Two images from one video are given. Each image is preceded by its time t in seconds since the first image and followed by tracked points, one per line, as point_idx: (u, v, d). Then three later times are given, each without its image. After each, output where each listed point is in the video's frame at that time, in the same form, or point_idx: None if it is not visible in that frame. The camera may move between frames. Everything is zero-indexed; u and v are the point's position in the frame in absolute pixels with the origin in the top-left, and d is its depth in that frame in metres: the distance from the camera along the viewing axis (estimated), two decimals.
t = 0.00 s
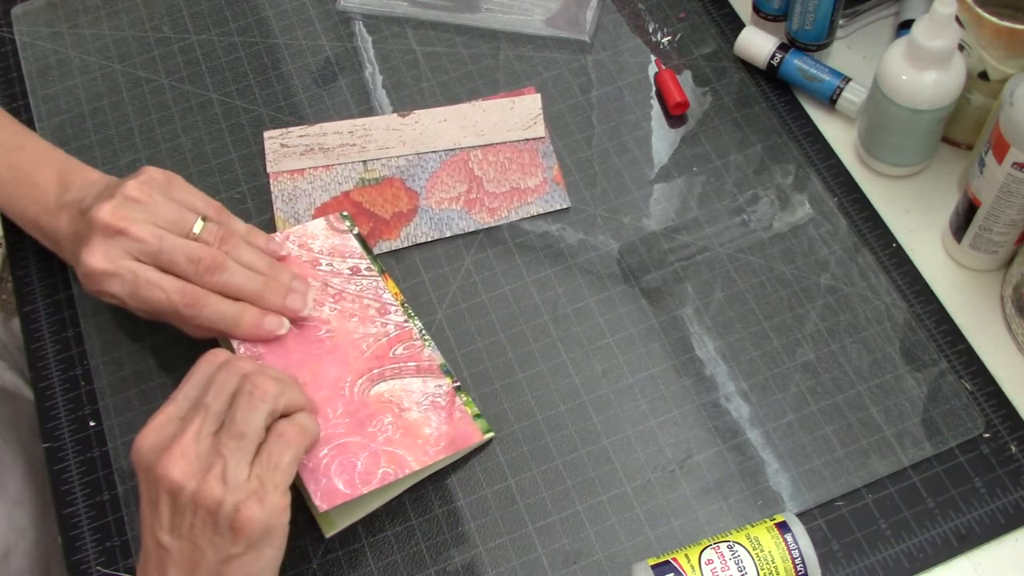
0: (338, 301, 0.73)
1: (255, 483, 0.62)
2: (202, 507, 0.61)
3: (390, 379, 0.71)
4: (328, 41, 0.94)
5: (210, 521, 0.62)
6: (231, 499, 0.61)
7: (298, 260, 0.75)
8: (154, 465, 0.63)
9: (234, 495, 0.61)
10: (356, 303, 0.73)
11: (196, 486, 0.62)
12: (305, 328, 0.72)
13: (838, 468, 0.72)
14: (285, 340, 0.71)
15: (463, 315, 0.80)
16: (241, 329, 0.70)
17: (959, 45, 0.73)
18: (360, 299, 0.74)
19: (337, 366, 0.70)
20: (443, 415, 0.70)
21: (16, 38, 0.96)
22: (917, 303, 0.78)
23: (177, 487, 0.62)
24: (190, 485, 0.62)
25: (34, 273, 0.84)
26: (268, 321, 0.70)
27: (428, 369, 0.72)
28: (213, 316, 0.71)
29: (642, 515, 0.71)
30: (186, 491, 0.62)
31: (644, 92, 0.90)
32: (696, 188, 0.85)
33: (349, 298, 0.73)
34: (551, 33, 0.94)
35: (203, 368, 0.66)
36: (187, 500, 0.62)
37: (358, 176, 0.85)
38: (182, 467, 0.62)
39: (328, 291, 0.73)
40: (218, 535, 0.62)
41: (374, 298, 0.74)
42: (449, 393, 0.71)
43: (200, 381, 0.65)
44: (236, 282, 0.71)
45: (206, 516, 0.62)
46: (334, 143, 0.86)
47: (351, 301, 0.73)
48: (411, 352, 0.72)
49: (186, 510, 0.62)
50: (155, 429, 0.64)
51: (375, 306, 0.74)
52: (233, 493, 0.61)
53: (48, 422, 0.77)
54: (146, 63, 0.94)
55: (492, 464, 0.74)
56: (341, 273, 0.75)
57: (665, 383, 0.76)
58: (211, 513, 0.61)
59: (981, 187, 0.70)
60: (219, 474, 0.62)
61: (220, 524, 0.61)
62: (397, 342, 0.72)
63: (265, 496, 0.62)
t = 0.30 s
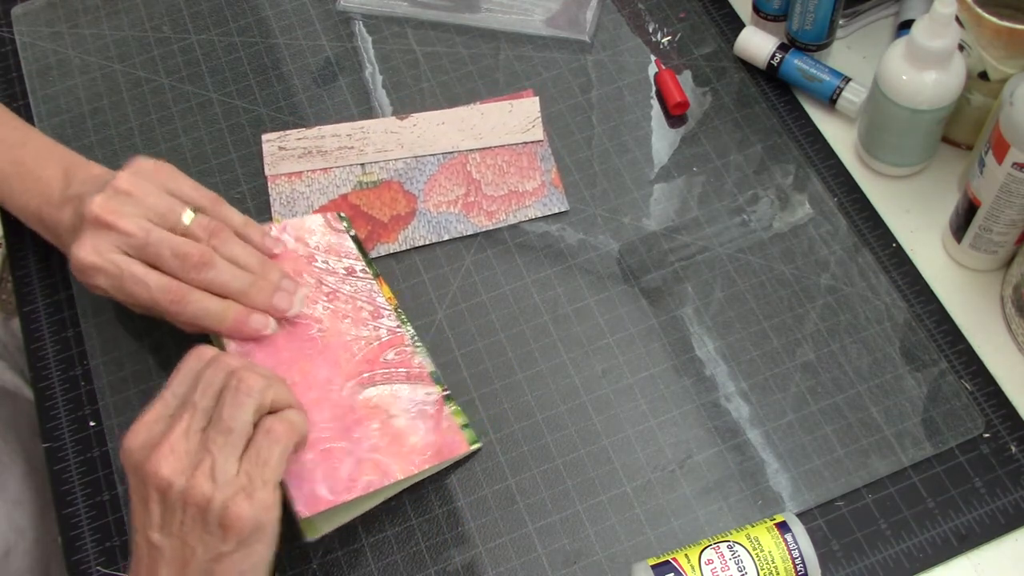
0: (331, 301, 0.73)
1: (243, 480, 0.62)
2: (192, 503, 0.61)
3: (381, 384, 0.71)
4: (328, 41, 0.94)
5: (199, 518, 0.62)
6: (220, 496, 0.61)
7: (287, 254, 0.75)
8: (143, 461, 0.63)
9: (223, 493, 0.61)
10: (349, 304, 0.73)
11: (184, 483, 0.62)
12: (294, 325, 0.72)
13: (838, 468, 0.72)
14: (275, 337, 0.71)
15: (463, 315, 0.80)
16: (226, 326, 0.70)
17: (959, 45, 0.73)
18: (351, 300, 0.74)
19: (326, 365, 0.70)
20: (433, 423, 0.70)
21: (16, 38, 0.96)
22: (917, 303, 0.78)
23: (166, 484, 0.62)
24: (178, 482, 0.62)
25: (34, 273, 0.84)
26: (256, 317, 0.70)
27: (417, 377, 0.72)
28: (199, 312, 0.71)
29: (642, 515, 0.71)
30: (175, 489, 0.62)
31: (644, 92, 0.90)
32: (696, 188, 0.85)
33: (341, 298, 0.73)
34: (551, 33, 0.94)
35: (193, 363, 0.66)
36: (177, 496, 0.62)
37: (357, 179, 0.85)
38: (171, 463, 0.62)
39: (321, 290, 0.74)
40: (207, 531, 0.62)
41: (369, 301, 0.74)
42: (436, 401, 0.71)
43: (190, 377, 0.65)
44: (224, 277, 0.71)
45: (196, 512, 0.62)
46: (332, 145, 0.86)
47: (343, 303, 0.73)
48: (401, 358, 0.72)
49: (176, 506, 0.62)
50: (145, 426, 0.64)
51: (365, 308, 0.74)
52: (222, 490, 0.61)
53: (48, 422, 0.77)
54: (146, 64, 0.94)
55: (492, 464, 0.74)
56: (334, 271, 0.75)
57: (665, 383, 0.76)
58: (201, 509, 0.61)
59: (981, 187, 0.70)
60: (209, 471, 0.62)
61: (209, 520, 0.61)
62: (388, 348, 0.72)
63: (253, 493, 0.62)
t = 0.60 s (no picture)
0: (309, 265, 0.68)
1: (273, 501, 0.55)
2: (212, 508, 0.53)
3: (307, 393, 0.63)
4: (328, 41, 0.94)
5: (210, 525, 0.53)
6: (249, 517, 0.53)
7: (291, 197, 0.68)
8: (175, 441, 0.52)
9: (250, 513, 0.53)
10: (324, 279, 0.68)
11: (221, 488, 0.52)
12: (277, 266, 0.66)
13: (838, 468, 0.72)
14: (254, 260, 0.66)
15: (463, 315, 0.80)
16: (211, 244, 0.66)
17: (959, 45, 0.73)
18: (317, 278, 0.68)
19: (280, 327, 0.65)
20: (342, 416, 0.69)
21: (16, 38, 0.95)
22: (917, 303, 0.78)
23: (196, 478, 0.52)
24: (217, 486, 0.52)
25: (34, 273, 0.84)
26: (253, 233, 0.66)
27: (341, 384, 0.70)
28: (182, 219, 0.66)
29: (642, 515, 0.71)
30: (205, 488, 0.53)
31: (644, 92, 0.90)
32: (695, 188, 0.85)
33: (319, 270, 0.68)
34: (551, 33, 0.94)
35: (260, 348, 0.55)
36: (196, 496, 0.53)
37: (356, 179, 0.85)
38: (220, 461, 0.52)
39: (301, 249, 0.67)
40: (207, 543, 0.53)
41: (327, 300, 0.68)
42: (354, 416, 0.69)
43: (255, 362, 0.54)
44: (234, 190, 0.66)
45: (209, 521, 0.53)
46: (332, 145, 0.86)
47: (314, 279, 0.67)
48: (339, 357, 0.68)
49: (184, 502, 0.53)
50: (192, 395, 0.52)
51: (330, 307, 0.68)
52: (247, 509, 0.53)
53: (48, 422, 0.77)
54: (146, 63, 0.94)
55: (492, 464, 0.74)
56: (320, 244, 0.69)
57: (665, 383, 0.76)
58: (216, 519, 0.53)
59: (981, 187, 0.70)
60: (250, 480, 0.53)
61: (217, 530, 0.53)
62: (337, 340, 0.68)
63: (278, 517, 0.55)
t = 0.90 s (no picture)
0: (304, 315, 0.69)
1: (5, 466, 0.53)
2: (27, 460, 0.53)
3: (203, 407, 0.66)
4: (328, 41, 0.94)
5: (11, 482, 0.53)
6: None
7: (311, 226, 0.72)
8: None
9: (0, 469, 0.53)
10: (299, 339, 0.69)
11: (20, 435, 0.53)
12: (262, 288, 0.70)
13: (838, 468, 0.72)
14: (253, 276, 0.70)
15: (463, 315, 0.80)
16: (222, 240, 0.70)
17: (959, 45, 0.73)
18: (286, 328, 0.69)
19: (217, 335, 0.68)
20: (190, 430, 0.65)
21: (16, 38, 0.95)
22: (917, 303, 0.78)
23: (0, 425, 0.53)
24: None
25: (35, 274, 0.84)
26: (275, 258, 0.71)
27: (219, 411, 0.67)
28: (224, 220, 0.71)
29: (642, 515, 0.71)
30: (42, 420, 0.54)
31: (644, 92, 0.90)
32: (696, 188, 0.85)
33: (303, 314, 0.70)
34: (551, 33, 0.94)
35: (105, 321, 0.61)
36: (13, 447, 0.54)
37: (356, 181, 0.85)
38: None
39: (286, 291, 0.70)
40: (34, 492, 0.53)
41: (275, 346, 0.69)
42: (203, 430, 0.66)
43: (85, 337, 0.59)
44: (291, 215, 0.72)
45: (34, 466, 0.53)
46: (331, 147, 0.86)
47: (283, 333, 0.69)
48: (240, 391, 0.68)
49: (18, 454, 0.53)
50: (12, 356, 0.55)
51: (272, 353, 0.69)
52: (47, 471, 0.53)
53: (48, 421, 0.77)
54: (146, 63, 0.94)
55: (492, 464, 0.74)
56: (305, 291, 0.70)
57: (665, 383, 0.76)
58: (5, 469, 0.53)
59: (981, 187, 0.70)
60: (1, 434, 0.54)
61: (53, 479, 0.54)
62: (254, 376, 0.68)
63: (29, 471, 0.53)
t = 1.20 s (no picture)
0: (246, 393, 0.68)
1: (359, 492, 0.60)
2: (229, 453, 0.59)
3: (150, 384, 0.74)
4: (328, 41, 0.94)
5: (262, 479, 0.58)
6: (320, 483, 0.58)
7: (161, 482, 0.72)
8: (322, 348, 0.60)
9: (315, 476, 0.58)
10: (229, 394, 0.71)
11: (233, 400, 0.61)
12: (191, 394, 0.72)
13: (838, 468, 0.72)
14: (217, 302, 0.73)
15: (463, 315, 0.80)
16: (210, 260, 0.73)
17: (959, 45, 0.73)
18: (167, 431, 0.73)
19: (163, 349, 0.74)
20: (112, 322, 0.78)
21: (16, 38, 0.95)
22: (917, 303, 0.78)
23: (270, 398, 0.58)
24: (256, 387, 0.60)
25: (34, 273, 0.84)
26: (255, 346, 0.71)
27: (122, 342, 0.76)
28: (274, 354, 0.67)
29: (642, 515, 0.71)
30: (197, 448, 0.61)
31: (644, 92, 0.90)
32: (695, 188, 0.85)
33: (149, 424, 0.73)
34: (551, 33, 0.94)
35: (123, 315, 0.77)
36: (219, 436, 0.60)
37: (377, 220, 0.83)
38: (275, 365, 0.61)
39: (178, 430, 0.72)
40: (247, 508, 0.58)
41: (144, 399, 0.74)
42: (111, 333, 0.77)
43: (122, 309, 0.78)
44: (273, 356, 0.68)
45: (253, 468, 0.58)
46: (339, 191, 0.84)
47: (170, 431, 0.72)
48: (129, 375, 0.75)
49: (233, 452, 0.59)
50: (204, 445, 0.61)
51: (144, 400, 0.74)
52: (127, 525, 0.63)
53: (48, 422, 0.77)
54: (146, 64, 0.94)
55: (492, 464, 0.74)
56: (148, 470, 0.72)
57: (665, 383, 0.76)
58: (273, 477, 0.58)
59: (981, 187, 0.70)
60: (308, 426, 0.58)
61: (242, 486, 0.58)
62: (129, 387, 0.75)
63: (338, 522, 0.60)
